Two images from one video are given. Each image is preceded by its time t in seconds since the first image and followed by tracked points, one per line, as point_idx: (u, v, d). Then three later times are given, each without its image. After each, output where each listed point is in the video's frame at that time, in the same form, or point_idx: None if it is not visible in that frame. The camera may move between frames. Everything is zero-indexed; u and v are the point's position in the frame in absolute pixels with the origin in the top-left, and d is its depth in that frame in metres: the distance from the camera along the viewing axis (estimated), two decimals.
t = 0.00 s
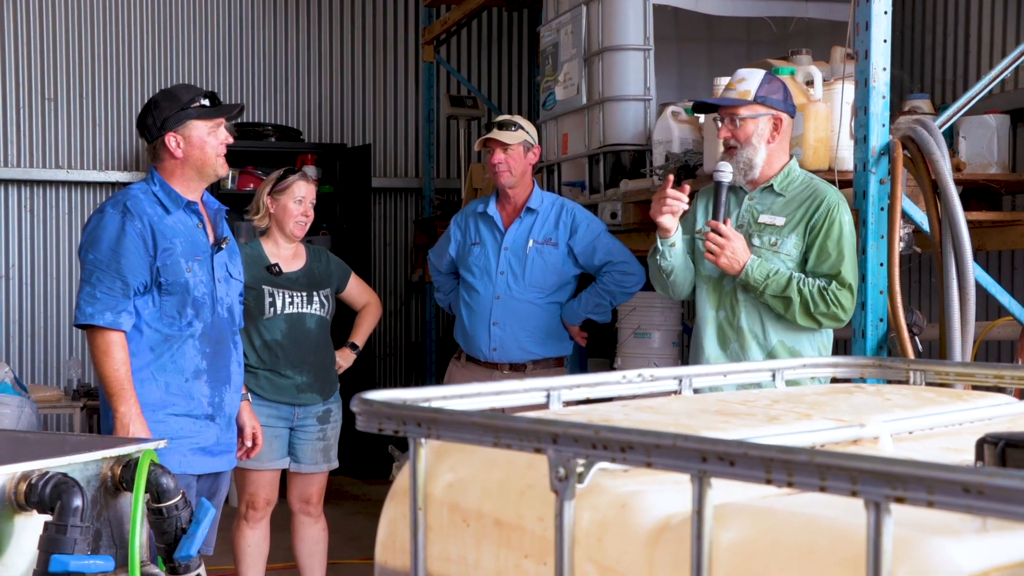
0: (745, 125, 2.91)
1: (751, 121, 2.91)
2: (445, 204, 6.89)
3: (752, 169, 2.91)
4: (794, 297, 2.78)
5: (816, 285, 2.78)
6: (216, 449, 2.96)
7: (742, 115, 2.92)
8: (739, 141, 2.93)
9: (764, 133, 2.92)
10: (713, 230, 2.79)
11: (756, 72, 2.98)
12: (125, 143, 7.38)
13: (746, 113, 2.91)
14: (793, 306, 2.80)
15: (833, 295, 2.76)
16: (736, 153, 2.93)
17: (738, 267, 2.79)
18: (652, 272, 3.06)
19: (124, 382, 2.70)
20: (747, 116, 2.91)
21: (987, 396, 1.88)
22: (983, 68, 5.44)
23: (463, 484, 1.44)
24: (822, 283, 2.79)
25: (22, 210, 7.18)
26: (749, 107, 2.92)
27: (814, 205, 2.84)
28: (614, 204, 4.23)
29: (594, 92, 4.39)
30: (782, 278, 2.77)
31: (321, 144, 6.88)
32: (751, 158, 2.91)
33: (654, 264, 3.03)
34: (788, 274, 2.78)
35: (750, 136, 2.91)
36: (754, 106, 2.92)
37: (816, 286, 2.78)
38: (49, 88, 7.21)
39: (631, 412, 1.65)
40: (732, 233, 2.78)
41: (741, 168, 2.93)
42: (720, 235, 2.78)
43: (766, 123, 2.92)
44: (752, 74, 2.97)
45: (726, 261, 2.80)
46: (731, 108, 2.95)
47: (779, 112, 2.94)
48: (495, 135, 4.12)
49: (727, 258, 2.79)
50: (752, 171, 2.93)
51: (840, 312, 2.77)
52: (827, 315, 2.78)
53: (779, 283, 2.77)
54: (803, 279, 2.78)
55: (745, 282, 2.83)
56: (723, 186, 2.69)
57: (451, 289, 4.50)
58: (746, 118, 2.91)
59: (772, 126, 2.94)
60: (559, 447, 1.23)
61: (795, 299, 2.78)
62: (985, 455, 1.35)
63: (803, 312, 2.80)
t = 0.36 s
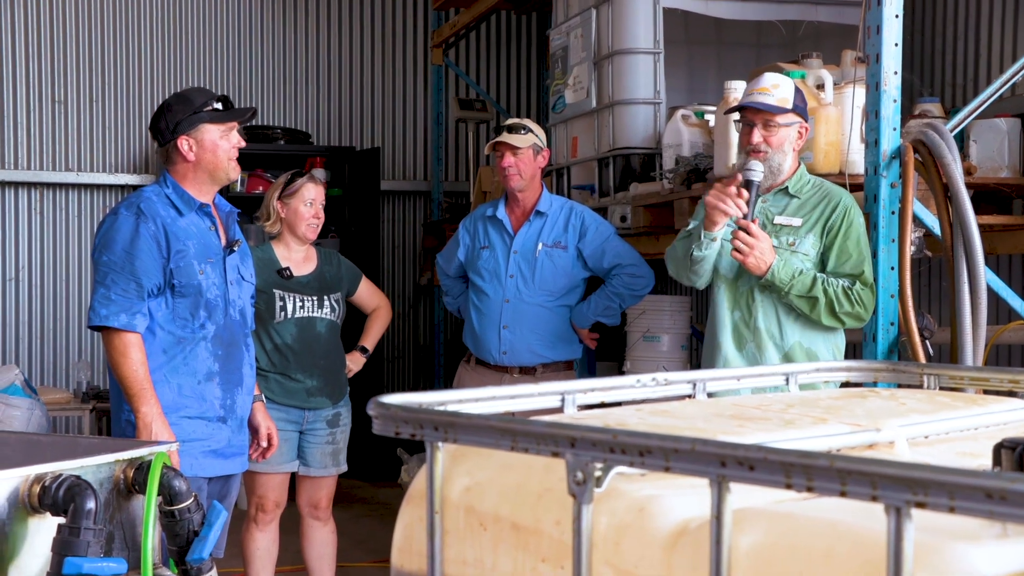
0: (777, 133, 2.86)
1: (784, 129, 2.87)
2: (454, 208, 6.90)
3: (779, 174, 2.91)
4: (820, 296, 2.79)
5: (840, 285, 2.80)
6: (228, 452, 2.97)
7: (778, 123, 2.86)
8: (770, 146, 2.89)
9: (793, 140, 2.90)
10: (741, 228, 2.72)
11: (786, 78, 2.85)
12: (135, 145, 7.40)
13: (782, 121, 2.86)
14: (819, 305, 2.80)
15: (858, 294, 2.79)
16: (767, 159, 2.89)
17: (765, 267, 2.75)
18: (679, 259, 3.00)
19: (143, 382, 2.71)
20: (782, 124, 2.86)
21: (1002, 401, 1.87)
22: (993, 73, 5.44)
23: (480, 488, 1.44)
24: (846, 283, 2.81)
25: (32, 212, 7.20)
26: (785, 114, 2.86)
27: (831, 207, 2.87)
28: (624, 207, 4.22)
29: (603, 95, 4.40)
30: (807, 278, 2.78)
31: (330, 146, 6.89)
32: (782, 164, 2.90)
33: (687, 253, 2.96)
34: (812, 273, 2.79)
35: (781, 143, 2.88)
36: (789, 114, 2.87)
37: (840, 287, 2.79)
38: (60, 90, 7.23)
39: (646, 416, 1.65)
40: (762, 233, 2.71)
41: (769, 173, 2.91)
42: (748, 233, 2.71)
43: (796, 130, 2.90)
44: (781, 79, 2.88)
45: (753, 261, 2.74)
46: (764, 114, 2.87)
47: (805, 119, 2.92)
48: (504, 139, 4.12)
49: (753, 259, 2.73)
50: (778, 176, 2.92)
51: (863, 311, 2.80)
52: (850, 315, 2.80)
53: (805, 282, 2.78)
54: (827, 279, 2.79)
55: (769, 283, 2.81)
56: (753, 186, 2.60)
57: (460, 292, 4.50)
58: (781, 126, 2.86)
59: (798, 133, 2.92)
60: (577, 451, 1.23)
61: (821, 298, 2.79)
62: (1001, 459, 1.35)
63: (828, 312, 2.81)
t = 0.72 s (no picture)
0: (788, 135, 2.87)
1: (794, 130, 2.87)
2: (459, 213, 6.90)
3: (791, 177, 2.91)
4: (836, 301, 2.80)
5: (855, 290, 2.82)
6: (236, 457, 2.97)
7: (788, 125, 2.86)
8: (781, 149, 2.89)
9: (802, 142, 2.91)
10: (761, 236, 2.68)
11: (795, 80, 2.85)
12: (141, 151, 7.42)
13: (792, 123, 2.86)
14: (835, 309, 2.81)
15: (872, 298, 2.82)
16: (779, 161, 2.90)
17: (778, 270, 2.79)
18: (709, 284, 2.94)
19: (148, 389, 2.72)
20: (793, 126, 2.87)
21: (1015, 407, 1.87)
22: (1001, 77, 5.44)
23: (495, 494, 1.44)
24: (860, 288, 2.83)
25: (39, 217, 7.22)
26: (795, 116, 2.87)
27: (843, 212, 2.89)
28: (631, 212, 4.22)
29: (610, 100, 4.40)
30: (823, 282, 2.80)
31: (336, 152, 6.91)
32: (794, 167, 2.90)
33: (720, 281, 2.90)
34: (828, 278, 2.81)
35: (792, 146, 2.88)
36: (799, 115, 2.87)
37: (855, 291, 2.81)
38: (67, 96, 7.26)
39: (660, 421, 1.65)
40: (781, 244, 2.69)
41: (781, 175, 2.91)
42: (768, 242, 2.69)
43: (805, 132, 2.91)
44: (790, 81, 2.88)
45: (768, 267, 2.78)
46: (774, 116, 2.87)
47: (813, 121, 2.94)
48: (515, 145, 4.13)
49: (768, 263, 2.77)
50: (789, 179, 2.93)
51: (877, 316, 2.82)
52: (865, 319, 2.82)
53: (821, 287, 2.79)
54: (842, 284, 2.81)
55: (785, 288, 2.82)
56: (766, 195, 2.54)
57: (466, 298, 4.50)
58: (791, 128, 2.86)
59: (807, 135, 2.93)
60: (593, 457, 1.23)
61: (837, 302, 2.80)
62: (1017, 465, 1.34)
63: (843, 317, 2.82)
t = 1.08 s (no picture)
0: (790, 137, 2.87)
1: (796, 133, 2.87)
2: (464, 215, 6.90)
3: (796, 180, 2.89)
4: (841, 304, 2.80)
5: (860, 292, 2.81)
6: (243, 459, 2.97)
7: (789, 128, 2.87)
8: (784, 152, 2.89)
9: (806, 144, 2.91)
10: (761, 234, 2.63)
11: (795, 83, 2.86)
12: (146, 153, 7.43)
13: (793, 125, 2.87)
14: (840, 312, 2.81)
15: (877, 301, 2.80)
16: (782, 165, 2.89)
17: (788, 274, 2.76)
18: (709, 273, 2.95)
19: (156, 391, 2.72)
20: (794, 128, 2.87)
21: None
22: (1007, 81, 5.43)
23: (508, 497, 1.44)
24: (866, 290, 2.82)
25: (44, 219, 7.23)
26: (795, 118, 2.87)
27: (851, 216, 2.88)
28: (637, 215, 4.21)
29: (617, 103, 4.41)
30: (827, 285, 2.79)
31: (341, 154, 6.92)
32: (799, 170, 2.89)
33: (718, 277, 2.90)
34: (833, 281, 2.80)
35: (794, 148, 2.88)
36: (800, 118, 2.87)
37: (860, 293, 2.80)
38: (73, 98, 7.27)
39: (673, 426, 1.65)
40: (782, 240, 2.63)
41: (785, 179, 2.90)
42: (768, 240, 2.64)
43: (809, 134, 2.90)
44: (789, 86, 2.88)
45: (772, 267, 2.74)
46: (775, 120, 2.88)
47: (817, 124, 2.93)
48: (526, 149, 4.11)
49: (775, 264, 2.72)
50: (795, 182, 2.91)
51: (883, 319, 2.80)
52: (871, 322, 2.81)
53: (825, 289, 2.79)
54: (848, 286, 2.80)
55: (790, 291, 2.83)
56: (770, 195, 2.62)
57: (472, 300, 4.51)
58: (792, 130, 2.87)
59: (811, 137, 2.93)
60: (608, 462, 1.22)
61: (842, 305, 2.80)
62: None
63: (849, 319, 2.82)
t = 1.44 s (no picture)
0: (770, 148, 2.92)
1: (778, 143, 2.91)
2: (466, 217, 6.91)
3: (781, 190, 2.93)
4: (840, 306, 2.80)
5: (859, 295, 2.80)
6: (246, 462, 2.97)
7: (768, 139, 2.92)
8: (768, 163, 2.95)
9: (792, 154, 2.92)
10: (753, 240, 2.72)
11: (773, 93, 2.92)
12: (148, 155, 7.42)
13: (772, 137, 2.92)
14: (839, 315, 2.81)
15: (876, 305, 2.79)
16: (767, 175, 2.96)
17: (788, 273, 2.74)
18: (726, 303, 2.97)
19: (159, 393, 2.72)
20: (774, 139, 2.91)
21: None
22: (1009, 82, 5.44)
23: (518, 501, 1.44)
24: (865, 293, 2.81)
25: (46, 221, 7.23)
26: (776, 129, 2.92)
27: (856, 219, 2.87)
28: (639, 217, 4.21)
29: (619, 105, 4.41)
30: (827, 287, 2.81)
31: (343, 156, 6.92)
32: (782, 180, 2.93)
33: (736, 307, 2.93)
34: (834, 283, 2.81)
35: (775, 159, 2.92)
36: (780, 128, 2.91)
37: (859, 296, 2.80)
38: (74, 101, 7.26)
39: (681, 429, 1.65)
40: (773, 243, 2.72)
41: (772, 188, 2.95)
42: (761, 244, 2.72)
43: (794, 145, 2.91)
44: (779, 95, 2.96)
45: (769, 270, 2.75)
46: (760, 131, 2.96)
47: (808, 134, 2.91)
48: (530, 153, 4.12)
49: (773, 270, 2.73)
50: (784, 192, 2.94)
51: (882, 323, 2.79)
52: (869, 326, 2.80)
53: (824, 292, 2.80)
54: (847, 289, 2.80)
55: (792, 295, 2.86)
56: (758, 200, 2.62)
57: (474, 302, 4.50)
58: (772, 141, 2.92)
59: (801, 147, 2.92)
60: (618, 465, 1.22)
61: (841, 308, 2.80)
62: None
63: (847, 322, 2.82)
